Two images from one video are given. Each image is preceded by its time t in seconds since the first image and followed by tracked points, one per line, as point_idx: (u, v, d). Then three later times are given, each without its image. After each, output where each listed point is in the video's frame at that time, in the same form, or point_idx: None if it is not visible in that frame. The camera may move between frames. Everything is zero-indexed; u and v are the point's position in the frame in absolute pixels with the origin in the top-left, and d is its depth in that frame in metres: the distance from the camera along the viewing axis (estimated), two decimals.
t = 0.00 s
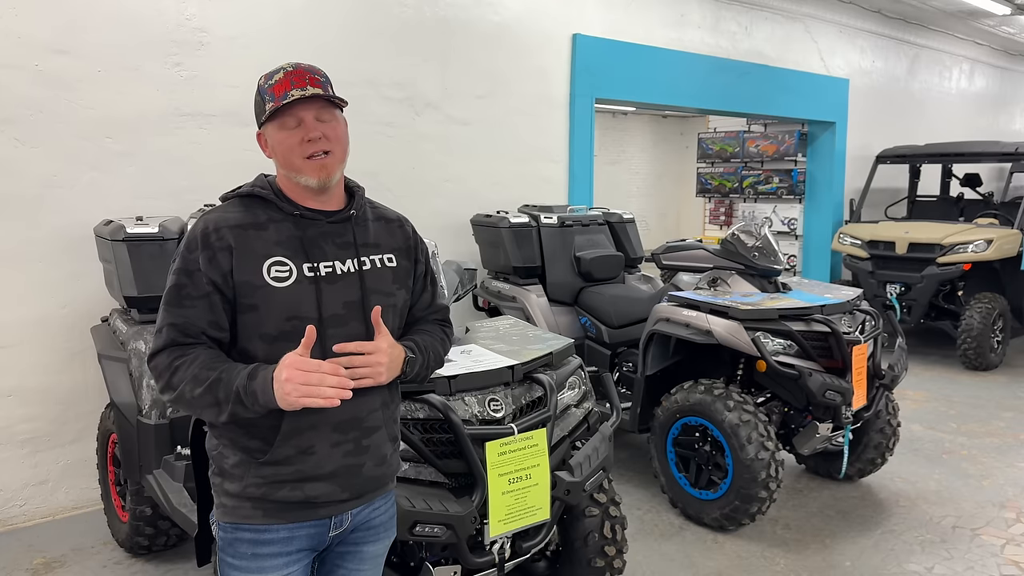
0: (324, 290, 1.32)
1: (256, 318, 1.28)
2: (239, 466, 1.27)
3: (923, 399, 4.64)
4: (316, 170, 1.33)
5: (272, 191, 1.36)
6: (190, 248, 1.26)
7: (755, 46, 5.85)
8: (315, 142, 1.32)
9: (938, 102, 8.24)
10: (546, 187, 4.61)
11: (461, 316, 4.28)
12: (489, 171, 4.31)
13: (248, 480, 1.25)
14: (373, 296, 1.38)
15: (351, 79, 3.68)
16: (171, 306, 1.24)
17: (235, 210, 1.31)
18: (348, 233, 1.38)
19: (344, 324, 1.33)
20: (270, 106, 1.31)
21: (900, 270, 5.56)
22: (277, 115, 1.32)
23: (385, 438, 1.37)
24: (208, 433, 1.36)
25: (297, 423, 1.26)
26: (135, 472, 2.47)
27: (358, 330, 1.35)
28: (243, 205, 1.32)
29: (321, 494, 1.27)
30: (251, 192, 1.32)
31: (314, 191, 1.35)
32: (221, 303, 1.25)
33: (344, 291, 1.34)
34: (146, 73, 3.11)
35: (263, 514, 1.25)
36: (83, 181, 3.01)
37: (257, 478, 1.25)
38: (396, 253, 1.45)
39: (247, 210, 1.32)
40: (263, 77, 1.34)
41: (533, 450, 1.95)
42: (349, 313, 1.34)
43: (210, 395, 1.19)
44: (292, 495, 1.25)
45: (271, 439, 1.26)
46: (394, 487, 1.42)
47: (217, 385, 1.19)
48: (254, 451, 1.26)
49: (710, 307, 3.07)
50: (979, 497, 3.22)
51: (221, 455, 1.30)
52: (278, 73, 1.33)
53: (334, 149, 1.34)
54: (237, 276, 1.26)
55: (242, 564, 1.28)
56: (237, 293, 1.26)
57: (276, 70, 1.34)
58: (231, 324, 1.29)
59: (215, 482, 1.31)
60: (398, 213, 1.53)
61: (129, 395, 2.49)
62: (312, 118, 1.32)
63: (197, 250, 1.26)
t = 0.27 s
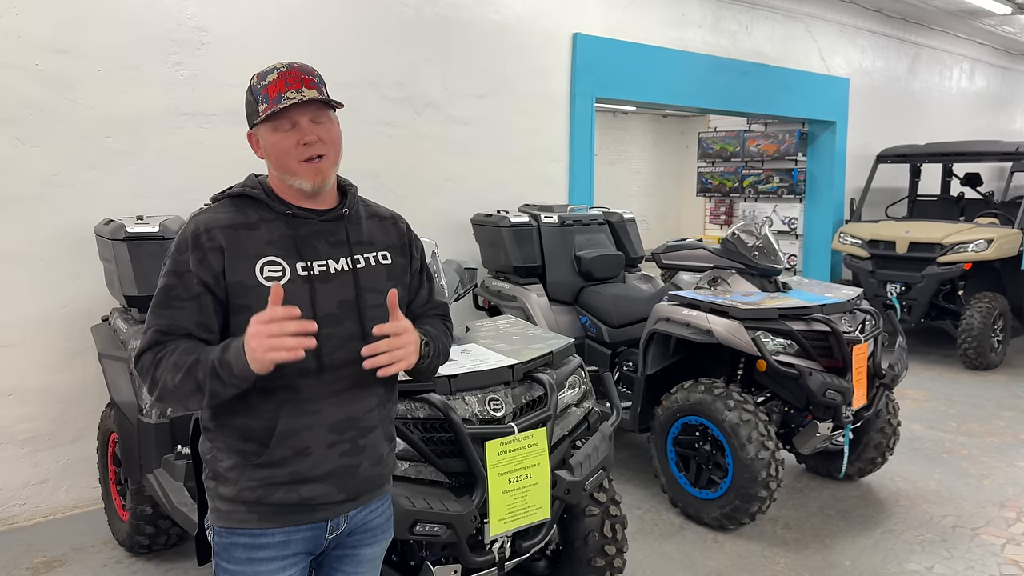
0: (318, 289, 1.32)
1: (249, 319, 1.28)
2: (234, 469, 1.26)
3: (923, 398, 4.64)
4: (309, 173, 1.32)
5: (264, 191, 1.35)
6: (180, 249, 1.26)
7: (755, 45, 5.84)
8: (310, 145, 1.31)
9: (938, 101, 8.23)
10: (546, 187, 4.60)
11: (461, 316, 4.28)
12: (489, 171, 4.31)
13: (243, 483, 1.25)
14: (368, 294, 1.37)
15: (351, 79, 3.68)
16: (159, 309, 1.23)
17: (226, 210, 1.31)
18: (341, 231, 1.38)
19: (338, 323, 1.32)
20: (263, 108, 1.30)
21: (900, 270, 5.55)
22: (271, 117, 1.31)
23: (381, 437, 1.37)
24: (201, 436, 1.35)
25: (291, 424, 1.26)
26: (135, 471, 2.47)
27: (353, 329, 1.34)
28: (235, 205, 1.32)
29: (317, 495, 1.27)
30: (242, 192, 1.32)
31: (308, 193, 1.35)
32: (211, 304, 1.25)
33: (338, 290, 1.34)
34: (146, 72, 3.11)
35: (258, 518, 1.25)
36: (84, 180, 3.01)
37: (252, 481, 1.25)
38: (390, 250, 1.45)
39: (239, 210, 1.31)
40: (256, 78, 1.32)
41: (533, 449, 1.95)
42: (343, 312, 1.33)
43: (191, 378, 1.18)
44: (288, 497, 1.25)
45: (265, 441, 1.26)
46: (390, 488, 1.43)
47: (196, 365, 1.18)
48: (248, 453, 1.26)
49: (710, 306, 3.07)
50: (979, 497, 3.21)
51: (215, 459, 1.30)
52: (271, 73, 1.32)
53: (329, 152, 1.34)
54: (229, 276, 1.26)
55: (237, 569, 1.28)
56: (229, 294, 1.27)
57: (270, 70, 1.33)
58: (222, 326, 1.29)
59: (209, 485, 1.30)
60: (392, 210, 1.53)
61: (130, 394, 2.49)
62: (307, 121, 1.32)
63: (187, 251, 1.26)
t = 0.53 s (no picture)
0: (308, 292, 1.29)
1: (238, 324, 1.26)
2: (226, 476, 1.26)
3: (924, 397, 4.64)
4: (294, 181, 1.30)
5: (252, 193, 1.34)
6: (164, 253, 1.25)
7: (755, 44, 5.84)
8: (296, 152, 1.29)
9: (939, 100, 8.22)
10: (546, 186, 4.60)
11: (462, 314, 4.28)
12: (489, 170, 4.30)
13: (236, 491, 1.25)
14: (360, 297, 1.36)
15: (351, 78, 3.67)
16: (138, 316, 1.23)
17: (213, 213, 1.30)
18: (331, 233, 1.36)
19: (330, 327, 1.31)
20: (249, 112, 1.27)
21: (901, 269, 5.55)
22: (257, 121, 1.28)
23: (376, 443, 1.37)
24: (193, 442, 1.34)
25: (284, 431, 1.25)
26: (136, 470, 2.47)
27: (345, 331, 1.33)
28: (222, 207, 1.31)
29: (311, 503, 1.27)
30: (229, 194, 1.31)
31: (294, 199, 1.33)
32: (196, 309, 1.26)
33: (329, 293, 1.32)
34: (146, 71, 3.11)
35: (251, 526, 1.25)
36: (84, 179, 3.01)
37: (244, 488, 1.25)
38: (383, 250, 1.43)
39: (226, 213, 1.30)
40: (244, 77, 1.30)
41: (534, 448, 1.95)
42: (336, 315, 1.32)
43: (166, 369, 1.18)
44: (281, 504, 1.25)
45: (258, 448, 1.26)
46: (387, 493, 1.42)
47: (172, 355, 1.18)
48: (240, 461, 1.26)
49: (711, 305, 3.06)
50: (980, 496, 3.21)
51: (207, 466, 1.29)
52: (260, 74, 1.30)
53: (316, 158, 1.32)
54: (216, 281, 1.26)
55: None
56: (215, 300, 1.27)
57: (258, 71, 1.31)
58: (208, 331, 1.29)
59: (201, 491, 1.30)
60: (385, 207, 1.51)
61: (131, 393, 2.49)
62: (293, 126, 1.29)
63: (172, 255, 1.25)
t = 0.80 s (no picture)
0: (300, 285, 1.29)
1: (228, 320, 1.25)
2: (218, 474, 1.25)
3: (925, 396, 4.64)
4: (279, 163, 1.28)
5: (241, 182, 1.33)
6: (152, 243, 1.23)
7: (756, 43, 5.84)
8: (279, 133, 1.27)
9: (939, 99, 8.22)
10: (547, 184, 4.60)
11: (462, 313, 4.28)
12: (489, 168, 4.30)
13: (227, 489, 1.24)
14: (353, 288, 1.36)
15: (352, 76, 3.67)
16: (125, 304, 1.21)
17: (202, 204, 1.29)
18: (322, 223, 1.36)
19: (323, 321, 1.31)
20: (233, 92, 1.26)
21: (902, 268, 5.55)
22: (242, 102, 1.27)
23: (370, 437, 1.37)
24: (184, 439, 1.34)
25: (277, 428, 1.25)
26: (137, 468, 2.47)
27: (338, 325, 1.33)
28: (210, 198, 1.30)
29: (304, 500, 1.27)
30: (217, 183, 1.30)
31: (280, 183, 1.31)
32: (186, 298, 1.24)
33: (321, 286, 1.31)
34: (147, 70, 3.11)
35: (243, 525, 1.24)
36: (85, 177, 3.01)
37: (236, 487, 1.24)
38: (377, 239, 1.43)
39: (215, 204, 1.29)
40: (232, 59, 1.29)
41: (535, 446, 1.95)
42: (326, 308, 1.31)
43: (149, 356, 1.15)
44: (274, 503, 1.25)
45: (251, 446, 1.25)
46: (382, 490, 1.42)
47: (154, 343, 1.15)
48: (232, 457, 1.25)
49: (712, 303, 3.06)
50: (981, 494, 3.21)
51: (198, 461, 1.28)
52: (246, 55, 1.28)
53: (301, 140, 1.29)
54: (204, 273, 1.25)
55: None
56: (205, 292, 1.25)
57: (246, 52, 1.29)
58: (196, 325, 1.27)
59: (191, 489, 1.29)
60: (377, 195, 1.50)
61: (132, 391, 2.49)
62: (278, 108, 1.28)
63: (160, 245, 1.23)
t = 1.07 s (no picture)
0: (290, 292, 1.28)
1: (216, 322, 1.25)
2: (203, 476, 1.26)
3: (925, 395, 4.64)
4: (273, 166, 1.28)
5: (233, 183, 1.32)
6: (148, 238, 1.22)
7: (756, 42, 5.84)
8: (274, 136, 1.27)
9: (940, 97, 8.22)
10: (548, 183, 4.60)
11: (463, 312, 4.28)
12: (490, 168, 4.30)
13: (213, 492, 1.25)
14: (343, 296, 1.35)
15: (352, 75, 3.67)
16: (124, 295, 1.19)
17: (196, 204, 1.27)
18: (315, 227, 1.35)
19: (311, 329, 1.30)
20: (229, 94, 1.26)
21: (902, 267, 5.55)
22: (237, 104, 1.27)
23: (358, 445, 1.37)
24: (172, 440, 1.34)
25: (260, 437, 1.25)
26: (138, 467, 2.47)
27: (326, 335, 1.31)
28: (205, 198, 1.29)
29: (290, 507, 1.27)
30: (210, 183, 1.29)
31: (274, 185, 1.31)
32: (183, 295, 1.23)
33: (310, 294, 1.31)
34: (148, 69, 3.11)
35: (229, 526, 1.25)
36: (86, 177, 3.02)
37: (222, 491, 1.24)
38: (369, 245, 1.42)
39: (209, 204, 1.28)
40: (227, 58, 1.29)
41: (536, 445, 1.96)
42: (315, 317, 1.31)
43: (140, 366, 1.12)
44: (260, 508, 1.25)
45: (234, 453, 1.25)
46: (371, 491, 1.43)
47: (148, 354, 1.12)
48: (217, 461, 1.25)
49: (712, 303, 3.06)
50: (981, 493, 3.22)
51: (185, 463, 1.29)
52: (242, 54, 1.28)
53: (296, 144, 1.29)
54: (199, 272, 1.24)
55: None
56: (200, 292, 1.25)
57: (242, 51, 1.29)
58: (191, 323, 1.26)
59: (178, 491, 1.30)
60: (372, 198, 1.49)
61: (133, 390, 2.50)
62: (274, 111, 1.28)
63: (156, 241, 1.22)
